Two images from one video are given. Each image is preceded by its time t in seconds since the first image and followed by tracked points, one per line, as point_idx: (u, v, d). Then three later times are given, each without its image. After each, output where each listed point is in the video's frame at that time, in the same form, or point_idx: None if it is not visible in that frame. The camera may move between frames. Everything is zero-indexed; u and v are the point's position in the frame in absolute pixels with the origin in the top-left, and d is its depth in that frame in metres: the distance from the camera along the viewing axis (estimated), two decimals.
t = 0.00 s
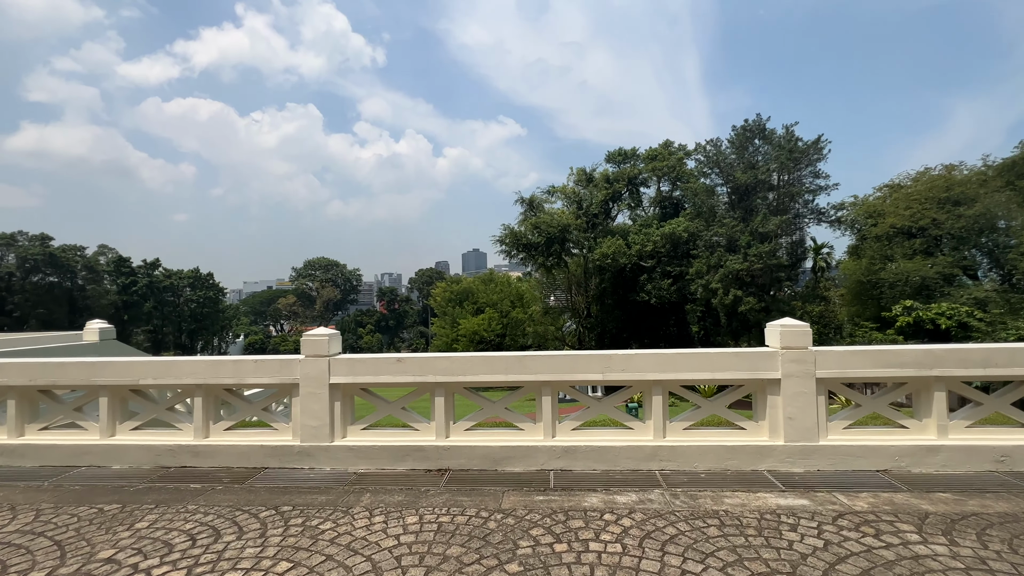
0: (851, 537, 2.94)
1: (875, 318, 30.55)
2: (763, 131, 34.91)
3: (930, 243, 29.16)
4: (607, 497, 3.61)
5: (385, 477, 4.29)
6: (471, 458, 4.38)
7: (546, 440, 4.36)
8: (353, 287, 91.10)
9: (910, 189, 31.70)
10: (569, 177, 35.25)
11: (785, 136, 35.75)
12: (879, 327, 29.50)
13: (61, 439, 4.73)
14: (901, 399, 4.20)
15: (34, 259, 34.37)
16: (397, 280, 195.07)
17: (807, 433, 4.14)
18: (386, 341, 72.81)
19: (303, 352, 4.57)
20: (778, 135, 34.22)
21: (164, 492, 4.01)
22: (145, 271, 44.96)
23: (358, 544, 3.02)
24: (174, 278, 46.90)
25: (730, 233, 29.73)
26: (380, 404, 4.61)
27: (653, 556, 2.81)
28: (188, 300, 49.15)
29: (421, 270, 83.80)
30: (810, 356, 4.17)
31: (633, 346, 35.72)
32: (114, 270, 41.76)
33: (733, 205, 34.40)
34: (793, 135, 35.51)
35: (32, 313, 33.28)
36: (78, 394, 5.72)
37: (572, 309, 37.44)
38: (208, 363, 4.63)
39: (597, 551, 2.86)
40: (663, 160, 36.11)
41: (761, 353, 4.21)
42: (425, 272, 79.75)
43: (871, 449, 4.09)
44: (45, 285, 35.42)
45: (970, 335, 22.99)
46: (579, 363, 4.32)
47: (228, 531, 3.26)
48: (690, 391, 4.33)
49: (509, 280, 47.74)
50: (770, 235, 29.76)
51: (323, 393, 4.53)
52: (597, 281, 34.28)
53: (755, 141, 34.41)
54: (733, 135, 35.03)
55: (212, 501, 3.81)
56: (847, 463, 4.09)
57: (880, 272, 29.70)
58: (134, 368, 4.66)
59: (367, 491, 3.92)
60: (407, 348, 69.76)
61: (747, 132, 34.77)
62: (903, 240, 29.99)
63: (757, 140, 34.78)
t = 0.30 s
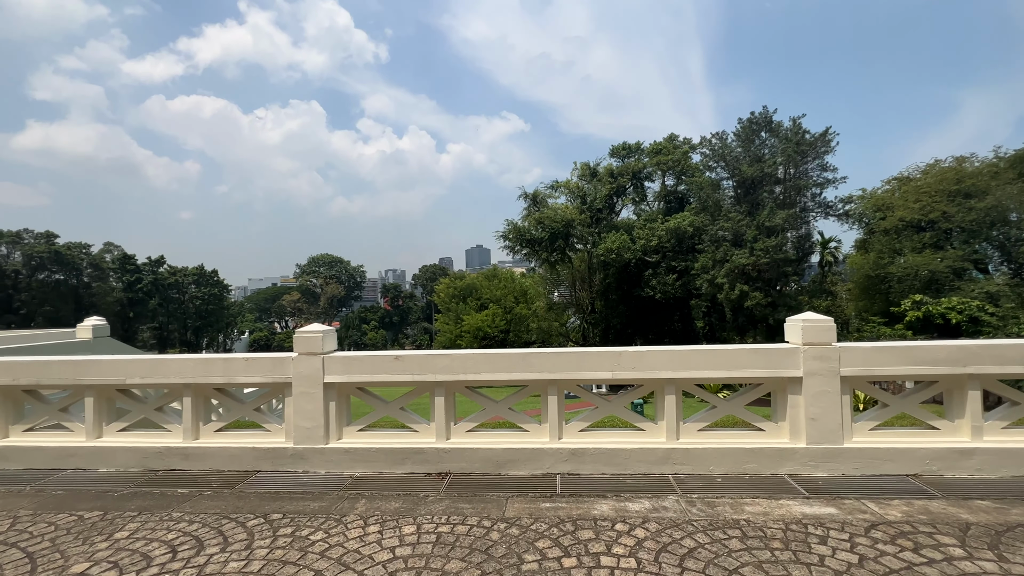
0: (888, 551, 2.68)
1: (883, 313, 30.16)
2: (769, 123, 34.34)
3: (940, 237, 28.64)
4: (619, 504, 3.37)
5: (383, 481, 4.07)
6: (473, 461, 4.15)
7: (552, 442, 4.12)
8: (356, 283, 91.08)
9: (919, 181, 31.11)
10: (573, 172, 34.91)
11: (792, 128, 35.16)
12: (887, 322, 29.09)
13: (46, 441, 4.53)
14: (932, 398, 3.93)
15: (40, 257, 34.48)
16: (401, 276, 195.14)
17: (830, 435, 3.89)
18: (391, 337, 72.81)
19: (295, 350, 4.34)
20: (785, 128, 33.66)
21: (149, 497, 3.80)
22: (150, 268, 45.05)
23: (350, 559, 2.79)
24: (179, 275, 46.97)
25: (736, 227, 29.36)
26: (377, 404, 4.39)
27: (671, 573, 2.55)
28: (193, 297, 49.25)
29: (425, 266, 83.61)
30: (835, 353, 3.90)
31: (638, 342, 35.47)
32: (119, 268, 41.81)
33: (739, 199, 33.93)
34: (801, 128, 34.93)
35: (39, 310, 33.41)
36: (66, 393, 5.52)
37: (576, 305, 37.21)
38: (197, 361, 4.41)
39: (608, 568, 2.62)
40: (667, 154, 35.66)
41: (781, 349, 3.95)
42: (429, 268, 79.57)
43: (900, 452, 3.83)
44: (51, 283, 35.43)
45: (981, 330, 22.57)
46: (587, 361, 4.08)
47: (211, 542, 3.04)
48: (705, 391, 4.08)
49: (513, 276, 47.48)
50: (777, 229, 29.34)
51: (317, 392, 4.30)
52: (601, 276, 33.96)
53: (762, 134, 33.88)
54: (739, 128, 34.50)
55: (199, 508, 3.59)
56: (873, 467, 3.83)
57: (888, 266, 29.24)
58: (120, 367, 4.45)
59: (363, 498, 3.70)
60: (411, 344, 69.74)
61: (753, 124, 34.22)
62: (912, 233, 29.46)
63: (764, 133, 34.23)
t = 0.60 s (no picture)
0: (934, 571, 2.41)
1: (890, 309, 29.78)
2: (775, 117, 33.80)
3: (948, 231, 28.16)
4: (632, 515, 3.12)
5: (379, 487, 3.83)
6: (474, 465, 3.90)
7: (559, 446, 3.87)
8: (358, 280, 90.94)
9: (927, 175, 30.60)
10: (576, 167, 34.51)
11: (798, 121, 34.61)
12: (895, 318, 28.68)
13: (25, 444, 4.30)
14: (968, 399, 3.66)
15: (42, 254, 34.34)
16: (403, 273, 195.23)
17: (859, 438, 3.62)
18: (394, 334, 72.67)
19: (286, 348, 4.09)
20: (791, 121, 33.13)
21: (130, 504, 3.56)
22: (153, 265, 44.85)
23: None
24: (181, 272, 46.78)
25: (741, 222, 28.97)
26: (373, 405, 4.14)
27: None
28: (196, 294, 49.14)
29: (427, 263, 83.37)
30: (863, 350, 3.62)
31: (641, 338, 35.16)
32: (122, 265, 41.65)
33: (744, 194, 33.50)
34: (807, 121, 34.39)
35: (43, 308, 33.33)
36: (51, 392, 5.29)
37: (579, 301, 36.93)
38: (183, 359, 4.16)
39: None
40: (671, 148, 35.22)
41: (806, 346, 3.68)
42: (432, 265, 79.34)
43: (935, 456, 3.57)
44: (54, 280, 35.29)
45: (991, 325, 22.15)
46: (597, 359, 3.82)
47: (190, 557, 2.79)
48: (724, 391, 3.81)
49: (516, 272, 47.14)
50: (783, 224, 28.92)
51: (310, 392, 4.05)
52: (604, 272, 33.61)
53: (767, 128, 33.38)
54: (744, 122, 33.99)
55: (181, 517, 3.35)
56: (905, 473, 3.56)
57: (895, 261, 28.81)
58: (102, 366, 4.21)
59: (357, 506, 3.46)
60: (413, 341, 69.62)
61: (758, 118, 33.71)
62: (919, 228, 28.99)
63: (769, 127, 33.72)
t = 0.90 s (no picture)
0: None
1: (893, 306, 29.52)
2: (779, 111, 33.35)
3: (953, 227, 27.78)
4: (644, 531, 2.86)
5: (370, 496, 3.58)
6: (472, 473, 3.64)
7: (563, 453, 3.61)
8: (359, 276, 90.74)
9: (932, 170, 30.17)
10: (577, 162, 34.15)
11: (802, 116, 34.15)
12: (898, 314, 28.41)
13: None
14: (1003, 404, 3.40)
15: (41, 250, 34.14)
16: (404, 269, 195.11)
17: (888, 446, 3.35)
18: (394, 330, 72.48)
19: (271, 347, 3.84)
20: (795, 116, 32.70)
21: (102, 516, 3.31)
22: (152, 261, 44.59)
23: None
24: (181, 268, 46.50)
25: (744, 218, 28.65)
26: (364, 409, 3.88)
27: None
28: (196, 289, 48.92)
29: (427, 259, 83.07)
30: (892, 351, 3.35)
31: (642, 335, 34.93)
32: (121, 261, 41.40)
33: (747, 189, 33.13)
34: (811, 116, 33.93)
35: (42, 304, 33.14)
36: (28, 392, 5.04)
37: (579, 298, 36.64)
38: (160, 360, 3.88)
39: None
40: (673, 143, 34.84)
41: (829, 347, 3.41)
42: (432, 261, 79.02)
43: (969, 466, 3.30)
44: (53, 276, 35.06)
45: (996, 323, 21.83)
46: (603, 360, 3.55)
47: None
48: (740, 395, 3.54)
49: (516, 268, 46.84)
50: (786, 220, 28.59)
51: (297, 395, 3.80)
52: (606, 268, 33.30)
53: (771, 123, 32.95)
54: (747, 117, 33.55)
55: (154, 530, 3.10)
56: (936, 484, 3.31)
57: (899, 258, 28.47)
58: (75, 366, 3.95)
59: (345, 518, 3.20)
60: (413, 337, 69.44)
61: (762, 112, 33.22)
62: (924, 224, 28.59)
63: (773, 121, 33.26)
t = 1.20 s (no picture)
0: None
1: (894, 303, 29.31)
2: (780, 106, 32.93)
3: (955, 224, 27.45)
4: (649, 548, 2.60)
5: (353, 504, 3.31)
6: (464, 479, 3.38)
7: (561, 458, 3.35)
8: (358, 272, 90.45)
9: (935, 166, 29.82)
10: (576, 157, 33.77)
11: (805, 110, 33.74)
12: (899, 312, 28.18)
13: None
14: None
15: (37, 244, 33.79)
16: (403, 264, 194.97)
17: (913, 452, 3.09)
18: (393, 325, 72.22)
19: (248, 343, 3.56)
20: (797, 110, 32.31)
21: (61, 526, 3.05)
22: (149, 256, 44.22)
23: None
24: (179, 262, 46.11)
25: (744, 214, 28.35)
26: (348, 409, 3.61)
27: None
28: (193, 284, 48.53)
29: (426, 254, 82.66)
30: (919, 350, 3.08)
31: (642, 332, 34.67)
32: (118, 255, 41.04)
33: (748, 185, 32.79)
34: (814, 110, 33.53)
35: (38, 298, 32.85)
36: None
37: (579, 293, 36.42)
38: (129, 356, 3.61)
39: None
40: (674, 138, 34.48)
41: (850, 345, 3.14)
42: (431, 256, 78.64)
43: (1002, 475, 3.04)
44: (49, 270, 34.74)
45: (998, 321, 21.57)
46: (605, 358, 3.28)
47: None
48: (753, 396, 3.28)
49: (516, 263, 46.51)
50: (787, 216, 28.29)
51: (275, 395, 3.52)
52: (605, 264, 33.01)
53: (772, 117, 32.54)
54: (749, 111, 33.15)
55: (115, 543, 2.83)
56: (966, 493, 3.05)
57: (901, 254, 28.21)
58: (39, 363, 3.68)
59: (324, 530, 2.94)
60: (412, 332, 69.18)
61: (764, 107, 32.86)
62: (926, 220, 28.27)
63: (775, 116, 32.91)
